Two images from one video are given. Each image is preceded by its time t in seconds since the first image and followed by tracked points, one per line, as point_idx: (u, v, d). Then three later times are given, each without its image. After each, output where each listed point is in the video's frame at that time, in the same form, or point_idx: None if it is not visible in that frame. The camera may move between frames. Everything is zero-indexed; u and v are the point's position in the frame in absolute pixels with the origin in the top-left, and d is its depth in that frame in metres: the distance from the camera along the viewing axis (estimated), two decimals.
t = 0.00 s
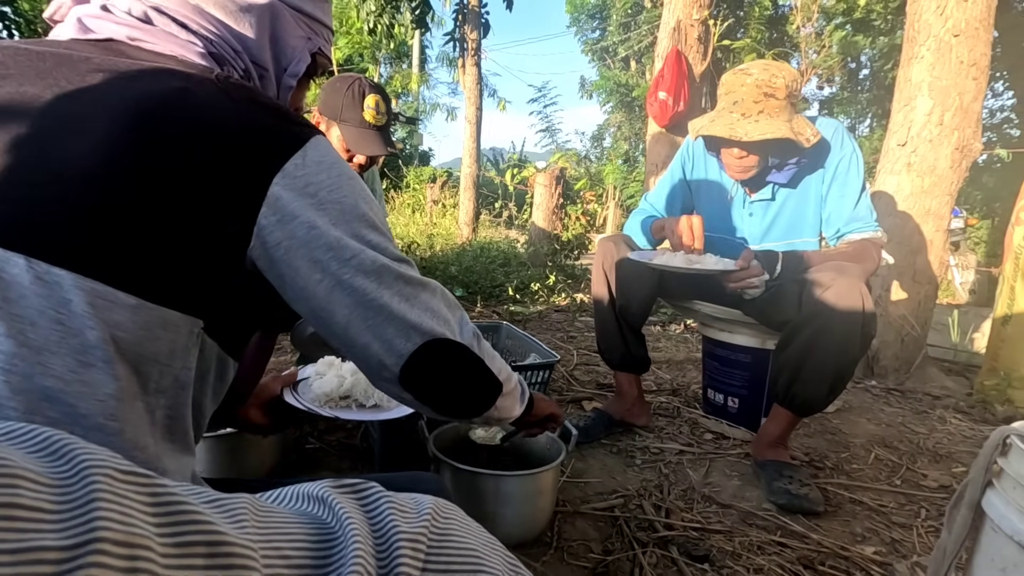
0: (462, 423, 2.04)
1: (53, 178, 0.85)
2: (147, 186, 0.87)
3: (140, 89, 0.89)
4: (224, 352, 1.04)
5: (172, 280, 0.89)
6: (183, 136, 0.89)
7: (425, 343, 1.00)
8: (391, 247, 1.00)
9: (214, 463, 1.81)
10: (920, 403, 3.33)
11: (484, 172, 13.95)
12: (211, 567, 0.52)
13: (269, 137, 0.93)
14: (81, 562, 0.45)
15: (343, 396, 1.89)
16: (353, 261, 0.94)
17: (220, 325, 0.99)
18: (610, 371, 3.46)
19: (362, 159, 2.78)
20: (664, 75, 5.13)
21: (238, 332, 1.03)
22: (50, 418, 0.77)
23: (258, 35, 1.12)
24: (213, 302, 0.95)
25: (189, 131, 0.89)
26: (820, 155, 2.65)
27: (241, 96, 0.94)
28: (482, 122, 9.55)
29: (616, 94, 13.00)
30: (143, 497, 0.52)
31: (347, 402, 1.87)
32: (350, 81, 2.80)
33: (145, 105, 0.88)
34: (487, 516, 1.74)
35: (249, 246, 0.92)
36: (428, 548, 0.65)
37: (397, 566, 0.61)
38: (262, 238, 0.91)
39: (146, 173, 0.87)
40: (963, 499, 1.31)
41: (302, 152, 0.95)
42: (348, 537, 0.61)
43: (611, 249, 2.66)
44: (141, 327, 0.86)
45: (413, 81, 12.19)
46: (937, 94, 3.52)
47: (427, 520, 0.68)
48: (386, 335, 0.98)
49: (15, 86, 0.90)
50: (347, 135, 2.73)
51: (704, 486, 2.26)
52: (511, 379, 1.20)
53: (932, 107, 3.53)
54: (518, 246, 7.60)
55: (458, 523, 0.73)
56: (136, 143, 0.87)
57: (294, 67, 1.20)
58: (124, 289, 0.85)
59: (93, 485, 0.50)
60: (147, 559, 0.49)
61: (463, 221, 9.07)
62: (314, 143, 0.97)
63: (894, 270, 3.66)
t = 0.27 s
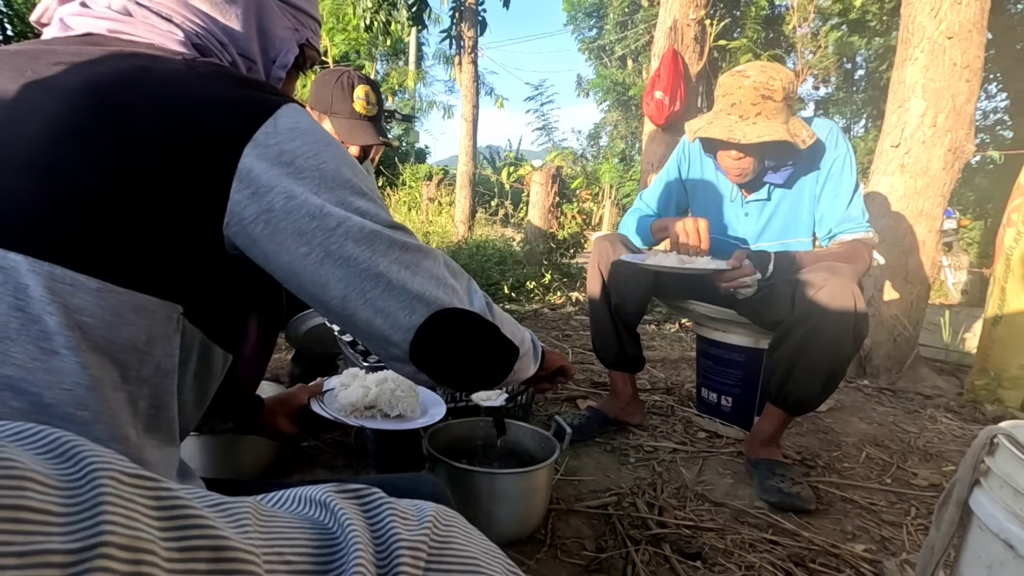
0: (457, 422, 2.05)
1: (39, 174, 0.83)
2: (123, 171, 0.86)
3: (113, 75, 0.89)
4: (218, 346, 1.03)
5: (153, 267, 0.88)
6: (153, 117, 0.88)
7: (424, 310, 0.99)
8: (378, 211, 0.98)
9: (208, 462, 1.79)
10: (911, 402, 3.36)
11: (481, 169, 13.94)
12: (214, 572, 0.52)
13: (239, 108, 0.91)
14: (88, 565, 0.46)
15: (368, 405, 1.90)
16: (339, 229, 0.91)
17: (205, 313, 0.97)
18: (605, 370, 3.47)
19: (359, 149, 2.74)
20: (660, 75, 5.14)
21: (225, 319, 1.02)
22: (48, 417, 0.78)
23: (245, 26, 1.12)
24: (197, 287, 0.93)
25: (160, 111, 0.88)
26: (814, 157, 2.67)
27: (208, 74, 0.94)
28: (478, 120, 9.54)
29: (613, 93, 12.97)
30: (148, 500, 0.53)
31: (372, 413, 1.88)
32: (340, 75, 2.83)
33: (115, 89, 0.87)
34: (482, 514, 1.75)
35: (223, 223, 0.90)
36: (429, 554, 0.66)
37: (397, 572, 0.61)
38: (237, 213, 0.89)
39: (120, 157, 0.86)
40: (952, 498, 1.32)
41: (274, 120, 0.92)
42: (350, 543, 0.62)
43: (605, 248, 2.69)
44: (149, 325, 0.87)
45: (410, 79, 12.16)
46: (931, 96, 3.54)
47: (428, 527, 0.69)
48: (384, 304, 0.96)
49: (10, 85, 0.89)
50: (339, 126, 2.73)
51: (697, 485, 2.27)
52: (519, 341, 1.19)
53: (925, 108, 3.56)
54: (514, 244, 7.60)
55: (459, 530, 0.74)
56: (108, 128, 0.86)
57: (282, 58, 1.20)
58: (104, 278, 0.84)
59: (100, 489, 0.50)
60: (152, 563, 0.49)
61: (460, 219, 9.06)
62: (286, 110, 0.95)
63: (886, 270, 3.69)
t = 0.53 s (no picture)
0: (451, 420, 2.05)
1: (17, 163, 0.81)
2: (90, 155, 0.82)
3: (77, 57, 0.85)
4: (208, 336, 0.99)
5: (128, 253, 0.84)
6: (115, 96, 0.84)
7: (425, 272, 0.92)
8: (364, 170, 0.91)
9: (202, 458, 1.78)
10: (904, 400, 3.39)
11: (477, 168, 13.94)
12: (206, 567, 0.52)
13: (203, 78, 0.86)
14: (78, 560, 0.46)
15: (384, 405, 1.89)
16: (324, 194, 0.85)
17: (190, 301, 0.92)
18: (600, 368, 3.48)
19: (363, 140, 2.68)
20: (657, 74, 5.15)
21: (215, 306, 0.97)
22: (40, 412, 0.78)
23: (239, 19, 1.10)
24: (180, 271, 0.89)
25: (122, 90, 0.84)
26: (810, 157, 2.68)
27: (171, 47, 0.89)
28: (475, 119, 9.52)
29: (610, 91, 12.92)
30: (141, 496, 0.53)
31: (389, 412, 1.87)
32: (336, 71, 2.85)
33: (75, 71, 0.84)
34: (476, 511, 1.75)
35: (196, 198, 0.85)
36: (419, 551, 0.66)
37: (388, 569, 0.61)
38: (211, 188, 0.83)
39: (86, 141, 0.82)
40: (942, 494, 1.33)
41: (240, 85, 0.86)
42: (342, 540, 0.62)
43: (600, 246, 2.69)
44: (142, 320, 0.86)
45: (407, 76, 12.14)
46: (925, 97, 3.56)
47: (417, 523, 0.69)
48: (382, 270, 0.90)
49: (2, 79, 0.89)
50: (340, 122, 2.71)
51: (691, 482, 2.28)
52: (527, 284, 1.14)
53: (920, 109, 3.57)
54: (510, 243, 7.61)
55: (448, 524, 0.74)
56: (71, 111, 0.82)
57: (274, 54, 1.20)
58: (77, 267, 0.81)
59: (92, 484, 0.50)
60: (143, 558, 0.49)
61: (456, 217, 9.06)
62: (255, 75, 0.89)
63: (880, 270, 3.71)
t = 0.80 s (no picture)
0: (448, 418, 2.04)
1: None
2: (60, 143, 0.80)
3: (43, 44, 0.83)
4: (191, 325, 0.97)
5: (103, 243, 0.82)
6: (85, 78, 0.81)
7: (426, 247, 0.88)
8: (351, 144, 0.88)
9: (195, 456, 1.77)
10: (899, 400, 3.40)
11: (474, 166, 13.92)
12: (194, 562, 0.52)
13: (174, 58, 0.83)
14: (60, 554, 0.45)
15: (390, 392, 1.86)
16: (312, 170, 0.82)
17: (170, 290, 0.91)
18: (597, 367, 3.48)
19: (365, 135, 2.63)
20: (655, 73, 5.14)
21: (196, 294, 0.95)
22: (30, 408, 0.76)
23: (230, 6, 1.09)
24: (159, 260, 0.87)
25: (91, 75, 0.81)
26: (808, 156, 2.68)
27: (141, 27, 0.86)
28: (472, 117, 9.50)
29: (607, 90, 12.88)
30: (127, 490, 0.52)
31: (396, 400, 1.84)
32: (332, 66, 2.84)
33: (42, 58, 0.82)
34: (473, 509, 1.75)
35: (172, 183, 0.82)
36: (412, 543, 0.65)
37: (381, 565, 0.61)
38: (191, 171, 0.80)
39: (56, 128, 0.80)
40: (938, 493, 1.34)
41: (217, 63, 0.84)
42: (334, 536, 0.62)
43: (598, 245, 2.69)
44: (123, 314, 0.84)
45: (404, 74, 12.10)
46: (921, 97, 3.57)
47: (409, 515, 0.69)
48: (380, 248, 0.86)
49: None
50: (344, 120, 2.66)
51: (687, 481, 2.28)
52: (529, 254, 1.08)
53: (916, 109, 3.59)
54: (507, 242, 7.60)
55: (442, 515, 0.73)
56: (40, 99, 0.80)
57: (266, 44, 1.19)
58: (49, 259, 0.79)
59: (75, 478, 0.50)
60: (129, 553, 0.48)
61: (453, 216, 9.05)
62: (231, 52, 0.86)
63: (876, 270, 3.72)
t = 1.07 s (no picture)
0: (440, 415, 2.02)
1: None
2: (39, 137, 0.77)
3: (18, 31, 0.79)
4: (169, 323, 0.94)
5: (83, 241, 0.80)
6: (64, 63, 0.79)
7: (424, 244, 0.86)
8: (345, 140, 0.86)
9: (182, 453, 1.75)
10: (889, 398, 3.42)
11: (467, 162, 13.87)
12: (174, 565, 0.50)
13: (159, 48, 0.80)
14: (28, 560, 0.43)
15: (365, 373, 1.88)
16: (307, 167, 0.80)
17: (152, 289, 0.88)
18: (589, 364, 3.48)
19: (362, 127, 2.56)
20: (649, 70, 5.13)
21: (177, 294, 0.92)
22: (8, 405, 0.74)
23: None
24: (142, 258, 0.85)
25: (71, 66, 0.78)
26: (803, 155, 2.68)
27: (122, 14, 0.83)
28: (465, 113, 9.45)
29: (601, 88, 12.84)
30: (103, 490, 0.50)
31: (369, 379, 1.85)
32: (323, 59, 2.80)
33: (18, 46, 0.79)
34: (465, 508, 1.73)
35: (158, 180, 0.79)
36: (406, 544, 0.64)
37: (374, 567, 0.59)
38: (180, 168, 0.78)
39: (34, 120, 0.77)
40: (930, 493, 1.34)
41: (205, 54, 0.81)
42: (324, 536, 0.60)
43: (592, 242, 2.69)
44: (105, 315, 0.82)
45: (397, 69, 12.00)
46: (914, 98, 3.59)
47: (404, 515, 0.67)
48: (378, 245, 0.83)
49: None
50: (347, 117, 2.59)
51: (680, 479, 2.28)
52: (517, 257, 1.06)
53: (909, 110, 3.60)
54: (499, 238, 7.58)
55: (438, 515, 0.72)
56: (16, 91, 0.77)
57: (249, 30, 1.16)
58: (27, 258, 0.78)
59: (46, 478, 0.47)
60: (104, 557, 0.46)
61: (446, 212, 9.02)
62: (219, 43, 0.83)
63: (868, 269, 3.74)
